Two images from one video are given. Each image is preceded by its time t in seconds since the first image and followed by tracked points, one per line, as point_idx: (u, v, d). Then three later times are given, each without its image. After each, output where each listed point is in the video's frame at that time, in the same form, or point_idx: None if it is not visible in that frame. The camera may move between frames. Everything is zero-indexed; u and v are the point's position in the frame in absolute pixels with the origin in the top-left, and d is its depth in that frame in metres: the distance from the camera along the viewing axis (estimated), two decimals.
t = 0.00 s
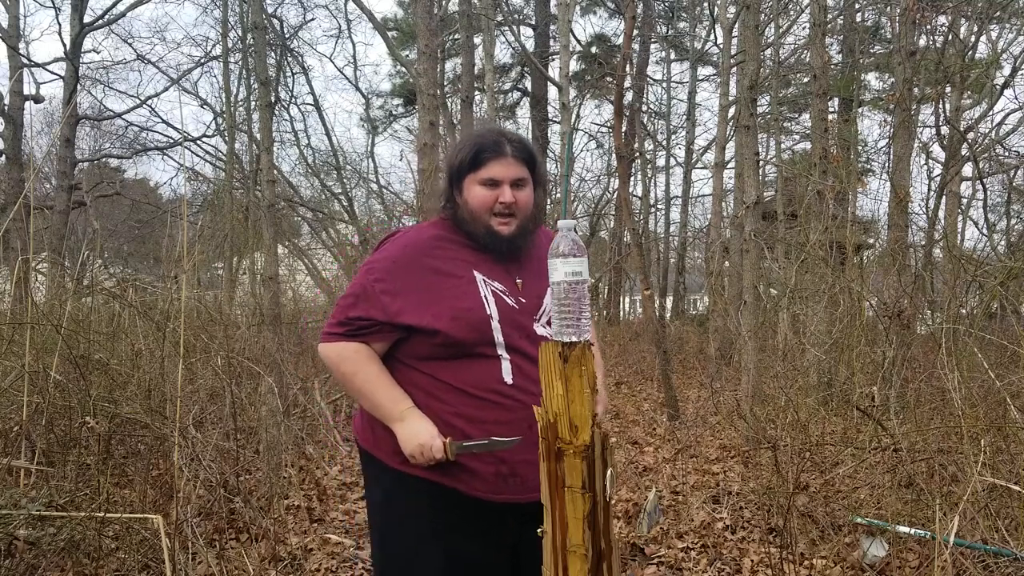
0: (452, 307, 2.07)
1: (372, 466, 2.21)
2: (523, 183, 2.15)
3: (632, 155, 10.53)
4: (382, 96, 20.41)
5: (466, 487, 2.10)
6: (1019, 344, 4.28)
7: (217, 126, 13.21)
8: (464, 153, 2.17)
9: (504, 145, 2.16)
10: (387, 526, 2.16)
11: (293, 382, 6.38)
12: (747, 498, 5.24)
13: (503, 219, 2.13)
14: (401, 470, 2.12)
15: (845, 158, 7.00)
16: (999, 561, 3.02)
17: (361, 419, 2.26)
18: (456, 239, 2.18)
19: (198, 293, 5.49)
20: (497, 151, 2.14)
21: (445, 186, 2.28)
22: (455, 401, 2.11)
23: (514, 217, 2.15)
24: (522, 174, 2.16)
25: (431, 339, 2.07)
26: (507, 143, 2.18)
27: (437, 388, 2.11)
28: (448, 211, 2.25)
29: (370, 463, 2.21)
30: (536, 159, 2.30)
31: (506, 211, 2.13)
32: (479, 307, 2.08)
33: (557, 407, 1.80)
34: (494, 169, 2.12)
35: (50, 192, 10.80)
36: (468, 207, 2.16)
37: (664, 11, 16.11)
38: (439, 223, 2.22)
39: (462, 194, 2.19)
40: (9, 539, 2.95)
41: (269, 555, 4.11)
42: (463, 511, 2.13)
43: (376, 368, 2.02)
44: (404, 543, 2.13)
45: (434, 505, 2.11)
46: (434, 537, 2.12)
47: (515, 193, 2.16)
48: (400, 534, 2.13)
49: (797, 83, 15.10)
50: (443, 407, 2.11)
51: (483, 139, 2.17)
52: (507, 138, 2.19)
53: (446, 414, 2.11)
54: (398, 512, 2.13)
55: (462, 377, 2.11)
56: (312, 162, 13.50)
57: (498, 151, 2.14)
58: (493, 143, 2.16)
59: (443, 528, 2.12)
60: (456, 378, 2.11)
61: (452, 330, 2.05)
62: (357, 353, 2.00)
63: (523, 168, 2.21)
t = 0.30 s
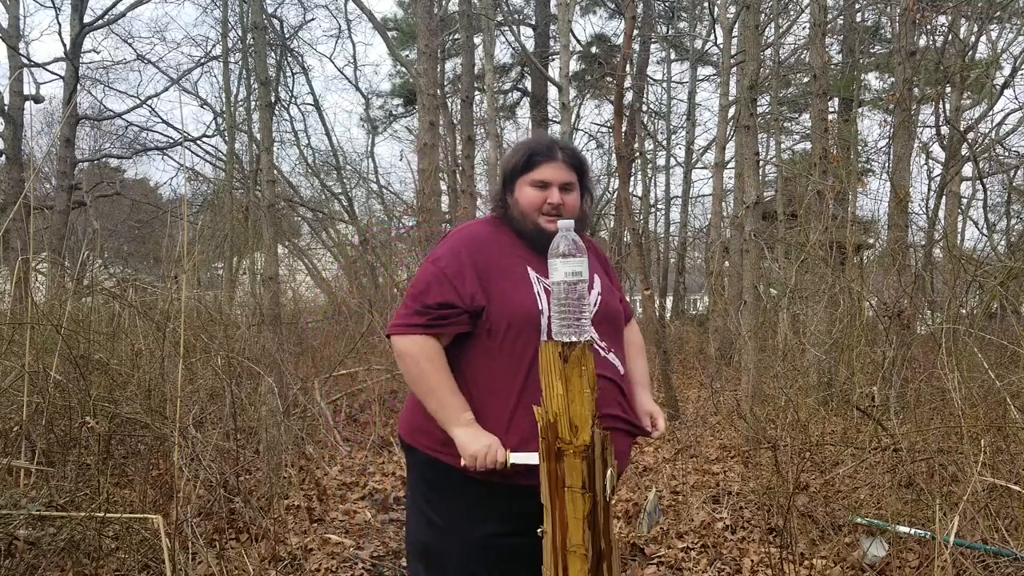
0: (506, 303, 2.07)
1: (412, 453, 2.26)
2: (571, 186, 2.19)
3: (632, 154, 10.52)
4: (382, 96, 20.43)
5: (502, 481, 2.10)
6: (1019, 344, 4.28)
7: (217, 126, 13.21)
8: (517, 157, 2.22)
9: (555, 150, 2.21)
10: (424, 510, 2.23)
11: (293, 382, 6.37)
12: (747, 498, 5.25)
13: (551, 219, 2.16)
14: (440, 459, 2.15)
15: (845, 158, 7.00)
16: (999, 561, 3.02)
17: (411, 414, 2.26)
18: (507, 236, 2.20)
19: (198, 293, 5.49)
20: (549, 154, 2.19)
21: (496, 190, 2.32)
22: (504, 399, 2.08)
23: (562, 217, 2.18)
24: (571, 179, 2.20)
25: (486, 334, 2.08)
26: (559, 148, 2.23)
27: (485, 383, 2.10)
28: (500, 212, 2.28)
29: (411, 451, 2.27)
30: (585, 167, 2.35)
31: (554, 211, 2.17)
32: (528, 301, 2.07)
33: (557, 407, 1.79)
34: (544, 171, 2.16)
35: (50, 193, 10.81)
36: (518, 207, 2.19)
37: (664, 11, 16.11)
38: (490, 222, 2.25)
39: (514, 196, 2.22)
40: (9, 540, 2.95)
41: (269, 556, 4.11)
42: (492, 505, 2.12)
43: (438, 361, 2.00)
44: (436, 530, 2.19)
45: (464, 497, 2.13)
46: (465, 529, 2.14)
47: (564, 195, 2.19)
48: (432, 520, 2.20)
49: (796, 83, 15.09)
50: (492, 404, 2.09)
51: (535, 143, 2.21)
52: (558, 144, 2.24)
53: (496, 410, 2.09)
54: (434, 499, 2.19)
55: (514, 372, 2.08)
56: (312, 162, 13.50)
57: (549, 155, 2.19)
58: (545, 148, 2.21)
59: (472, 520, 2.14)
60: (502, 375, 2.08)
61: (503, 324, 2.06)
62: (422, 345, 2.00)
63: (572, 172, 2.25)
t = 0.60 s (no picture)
0: (528, 300, 2.07)
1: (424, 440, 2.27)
2: (591, 188, 2.16)
3: (632, 154, 10.53)
4: (382, 96, 20.45)
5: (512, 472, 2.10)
6: (1019, 344, 4.28)
7: (216, 126, 13.22)
8: (537, 159, 2.19)
9: (577, 152, 2.18)
10: (435, 498, 2.23)
11: (293, 382, 6.37)
12: (747, 498, 5.25)
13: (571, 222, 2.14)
14: (451, 448, 2.15)
15: (845, 158, 7.00)
16: (999, 561, 3.02)
17: (429, 401, 2.26)
18: (527, 236, 2.17)
19: (198, 294, 5.49)
20: (571, 156, 2.16)
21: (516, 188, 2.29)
22: (524, 397, 2.07)
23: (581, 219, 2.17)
24: (592, 181, 2.17)
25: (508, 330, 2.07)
26: (581, 150, 2.20)
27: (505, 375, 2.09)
28: (519, 210, 2.25)
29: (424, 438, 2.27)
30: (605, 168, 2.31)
31: (573, 211, 2.14)
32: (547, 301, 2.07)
33: (557, 407, 1.79)
34: (564, 173, 2.13)
35: (50, 192, 10.81)
36: (537, 207, 2.17)
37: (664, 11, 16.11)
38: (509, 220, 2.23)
39: (533, 195, 2.20)
40: (9, 540, 2.95)
41: (269, 555, 4.11)
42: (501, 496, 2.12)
43: (480, 359, 1.97)
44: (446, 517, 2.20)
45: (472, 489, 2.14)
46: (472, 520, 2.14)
47: (584, 196, 2.16)
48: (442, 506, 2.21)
49: (797, 83, 15.09)
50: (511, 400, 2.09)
51: (556, 146, 2.18)
52: (578, 147, 2.20)
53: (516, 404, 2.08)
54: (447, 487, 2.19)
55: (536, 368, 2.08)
56: (312, 162, 13.51)
57: (571, 157, 2.16)
58: (567, 149, 2.18)
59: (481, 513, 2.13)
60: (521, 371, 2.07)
61: (524, 320, 2.05)
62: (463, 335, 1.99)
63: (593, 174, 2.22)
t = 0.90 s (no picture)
0: (505, 301, 2.08)
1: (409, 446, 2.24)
2: (582, 191, 2.15)
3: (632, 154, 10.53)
4: (382, 96, 20.46)
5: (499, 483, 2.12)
6: (1019, 344, 4.28)
7: (216, 126, 13.22)
8: (530, 157, 2.19)
9: (570, 152, 2.16)
10: (421, 504, 2.20)
11: (293, 383, 6.37)
12: (747, 498, 5.25)
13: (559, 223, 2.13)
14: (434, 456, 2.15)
15: (846, 158, 7.00)
16: (999, 561, 3.02)
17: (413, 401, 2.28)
18: (510, 235, 2.19)
19: (198, 294, 5.49)
20: (562, 156, 2.14)
21: (510, 185, 2.30)
22: (497, 399, 2.10)
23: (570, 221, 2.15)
24: (583, 183, 2.15)
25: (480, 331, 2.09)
26: (575, 150, 2.18)
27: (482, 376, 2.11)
28: (510, 209, 2.26)
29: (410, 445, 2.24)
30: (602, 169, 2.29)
31: (561, 214, 2.13)
32: (532, 304, 2.08)
33: (557, 407, 1.79)
34: (555, 173, 2.12)
35: (50, 192, 10.81)
36: (526, 206, 2.17)
37: (664, 11, 16.10)
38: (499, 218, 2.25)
39: (523, 194, 2.20)
40: (9, 539, 2.95)
41: (269, 555, 4.11)
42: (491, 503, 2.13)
43: (427, 355, 2.03)
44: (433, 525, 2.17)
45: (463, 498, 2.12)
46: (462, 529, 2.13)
47: (573, 199, 2.15)
48: (429, 514, 2.17)
49: (797, 83, 15.09)
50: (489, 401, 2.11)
51: (550, 143, 2.17)
52: (574, 146, 2.18)
53: (497, 405, 2.10)
54: (435, 495, 2.16)
55: (516, 370, 2.10)
56: (312, 162, 13.51)
57: (562, 157, 2.14)
58: (560, 149, 2.16)
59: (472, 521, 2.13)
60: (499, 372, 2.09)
61: (497, 321, 2.07)
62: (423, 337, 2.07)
63: (587, 175, 2.20)
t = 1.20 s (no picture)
0: (477, 301, 2.06)
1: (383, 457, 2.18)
2: (549, 188, 2.17)
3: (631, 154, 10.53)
4: (381, 97, 20.46)
5: (476, 497, 2.09)
6: (1019, 344, 4.28)
7: (216, 127, 13.23)
8: (495, 154, 2.20)
9: (535, 149, 2.18)
10: (396, 517, 2.15)
11: (293, 382, 6.37)
12: (747, 498, 5.25)
13: (525, 220, 2.15)
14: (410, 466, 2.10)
15: (845, 158, 6.99)
16: (998, 561, 3.02)
17: (383, 412, 2.21)
18: (477, 236, 2.18)
19: (198, 294, 5.49)
20: (528, 153, 2.16)
21: (475, 184, 2.31)
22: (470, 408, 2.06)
23: (538, 219, 2.17)
24: (550, 180, 2.17)
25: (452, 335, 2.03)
26: (540, 147, 2.20)
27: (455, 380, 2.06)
28: (475, 208, 2.27)
29: (385, 458, 2.17)
30: (567, 168, 2.31)
31: (529, 213, 2.14)
32: (505, 306, 2.07)
33: (557, 407, 1.79)
34: (522, 170, 2.14)
35: (50, 192, 10.81)
36: (493, 205, 2.18)
37: (664, 11, 16.10)
38: (465, 219, 2.25)
39: (490, 193, 2.21)
40: (9, 540, 2.95)
41: (269, 555, 4.11)
42: (472, 522, 2.10)
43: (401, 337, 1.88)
44: (407, 537, 2.12)
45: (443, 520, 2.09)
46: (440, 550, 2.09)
47: (541, 196, 2.17)
48: (404, 527, 2.13)
49: (797, 83, 15.09)
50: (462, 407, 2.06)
51: (515, 141, 2.19)
52: (539, 142, 2.21)
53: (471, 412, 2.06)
54: (413, 509, 2.11)
55: (488, 371, 2.06)
56: (312, 162, 13.52)
57: (528, 154, 2.16)
58: (525, 146, 2.17)
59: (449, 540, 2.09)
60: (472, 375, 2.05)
61: (470, 324, 2.04)
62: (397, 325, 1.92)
63: (554, 173, 2.23)
